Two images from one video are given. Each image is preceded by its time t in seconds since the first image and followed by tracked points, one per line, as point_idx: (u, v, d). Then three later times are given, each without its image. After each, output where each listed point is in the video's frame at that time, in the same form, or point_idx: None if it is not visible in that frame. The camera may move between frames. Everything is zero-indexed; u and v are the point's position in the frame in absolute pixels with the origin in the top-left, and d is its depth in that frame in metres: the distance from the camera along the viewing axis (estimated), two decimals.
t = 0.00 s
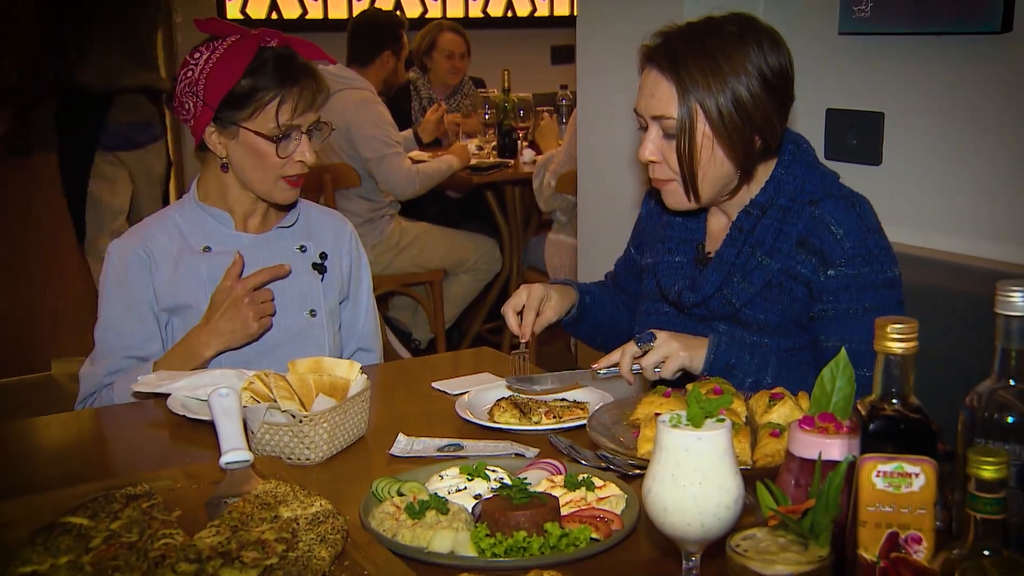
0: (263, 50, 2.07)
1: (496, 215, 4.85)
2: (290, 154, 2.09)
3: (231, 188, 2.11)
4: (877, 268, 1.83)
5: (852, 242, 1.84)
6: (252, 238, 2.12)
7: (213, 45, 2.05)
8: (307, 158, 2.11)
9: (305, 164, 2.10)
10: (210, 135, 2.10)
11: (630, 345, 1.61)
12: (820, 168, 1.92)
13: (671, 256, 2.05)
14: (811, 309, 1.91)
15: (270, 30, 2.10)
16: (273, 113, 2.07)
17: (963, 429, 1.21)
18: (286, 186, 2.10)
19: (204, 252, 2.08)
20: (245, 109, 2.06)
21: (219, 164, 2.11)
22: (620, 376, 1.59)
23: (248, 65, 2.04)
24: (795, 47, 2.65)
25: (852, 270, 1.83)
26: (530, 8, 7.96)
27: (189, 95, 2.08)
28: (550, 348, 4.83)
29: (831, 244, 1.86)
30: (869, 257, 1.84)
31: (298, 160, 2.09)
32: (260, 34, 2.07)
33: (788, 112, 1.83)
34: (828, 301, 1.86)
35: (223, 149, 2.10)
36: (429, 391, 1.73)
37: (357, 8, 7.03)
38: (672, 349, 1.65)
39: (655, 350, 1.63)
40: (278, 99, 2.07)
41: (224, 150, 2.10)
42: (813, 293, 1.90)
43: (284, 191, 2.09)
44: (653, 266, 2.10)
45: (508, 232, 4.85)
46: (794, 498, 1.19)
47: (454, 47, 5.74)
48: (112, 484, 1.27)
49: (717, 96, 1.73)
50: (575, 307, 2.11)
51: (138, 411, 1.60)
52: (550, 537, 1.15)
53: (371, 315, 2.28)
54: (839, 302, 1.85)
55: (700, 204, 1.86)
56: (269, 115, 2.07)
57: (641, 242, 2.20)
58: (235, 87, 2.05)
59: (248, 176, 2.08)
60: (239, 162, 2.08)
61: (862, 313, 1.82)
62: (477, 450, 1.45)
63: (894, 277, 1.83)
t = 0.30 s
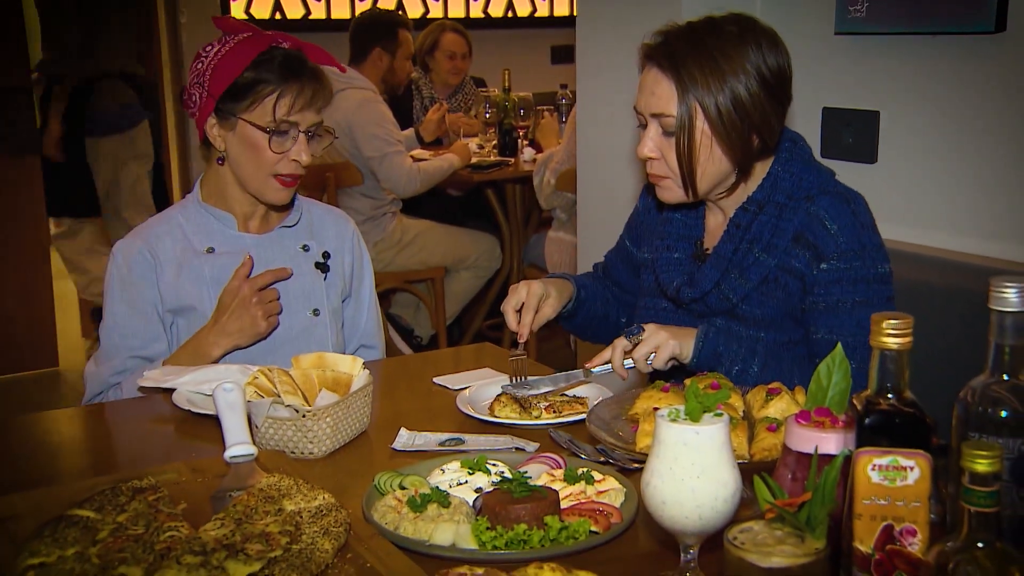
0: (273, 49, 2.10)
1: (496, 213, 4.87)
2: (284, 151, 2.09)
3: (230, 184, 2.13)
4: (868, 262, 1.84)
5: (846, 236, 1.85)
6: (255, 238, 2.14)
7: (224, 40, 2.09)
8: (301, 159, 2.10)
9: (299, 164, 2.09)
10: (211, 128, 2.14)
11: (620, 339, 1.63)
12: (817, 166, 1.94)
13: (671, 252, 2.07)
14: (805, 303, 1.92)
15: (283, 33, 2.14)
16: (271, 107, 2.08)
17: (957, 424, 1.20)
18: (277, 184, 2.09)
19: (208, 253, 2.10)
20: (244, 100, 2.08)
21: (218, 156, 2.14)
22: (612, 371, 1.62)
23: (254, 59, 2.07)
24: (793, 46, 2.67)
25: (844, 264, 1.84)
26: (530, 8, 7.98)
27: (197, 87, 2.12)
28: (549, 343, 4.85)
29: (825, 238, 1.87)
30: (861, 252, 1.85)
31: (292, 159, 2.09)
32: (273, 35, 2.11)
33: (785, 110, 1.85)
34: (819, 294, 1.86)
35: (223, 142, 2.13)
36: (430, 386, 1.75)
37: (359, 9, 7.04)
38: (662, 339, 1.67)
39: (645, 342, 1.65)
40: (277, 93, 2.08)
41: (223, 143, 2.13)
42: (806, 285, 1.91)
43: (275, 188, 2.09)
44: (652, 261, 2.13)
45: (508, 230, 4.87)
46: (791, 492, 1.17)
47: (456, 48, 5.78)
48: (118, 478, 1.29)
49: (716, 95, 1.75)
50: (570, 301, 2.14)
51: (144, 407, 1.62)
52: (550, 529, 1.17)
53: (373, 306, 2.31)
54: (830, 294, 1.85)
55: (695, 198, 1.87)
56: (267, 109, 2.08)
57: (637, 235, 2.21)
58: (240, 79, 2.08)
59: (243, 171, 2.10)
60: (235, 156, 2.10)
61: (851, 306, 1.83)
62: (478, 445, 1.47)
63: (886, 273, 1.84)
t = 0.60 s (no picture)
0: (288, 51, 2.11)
1: (497, 213, 4.88)
2: (297, 152, 2.10)
3: (241, 185, 2.14)
4: (857, 257, 1.86)
5: (837, 232, 1.87)
6: (262, 239, 2.16)
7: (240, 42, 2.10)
8: (313, 159, 2.12)
9: (311, 164, 2.11)
10: (223, 126, 2.14)
11: (612, 337, 1.65)
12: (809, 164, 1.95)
13: (665, 251, 2.10)
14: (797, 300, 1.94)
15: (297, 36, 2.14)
16: (286, 107, 2.09)
17: (952, 422, 1.19)
18: (289, 184, 2.11)
19: (214, 254, 2.11)
20: (258, 101, 2.09)
21: (230, 156, 2.15)
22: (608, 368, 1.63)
23: (269, 60, 2.08)
24: (794, 45, 2.68)
25: (835, 259, 1.86)
26: (530, 11, 8.00)
27: (210, 88, 2.11)
28: (549, 342, 4.86)
29: (816, 234, 1.89)
30: (852, 247, 1.86)
31: (304, 160, 2.11)
32: (287, 38, 2.11)
33: (778, 111, 1.87)
34: (810, 289, 1.88)
35: (235, 142, 2.14)
36: (432, 383, 1.77)
37: (361, 11, 7.06)
38: (653, 333, 1.69)
39: (638, 338, 1.67)
40: (292, 95, 2.10)
41: (236, 143, 2.14)
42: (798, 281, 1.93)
43: (288, 188, 2.11)
44: (648, 260, 2.15)
45: (509, 229, 4.89)
46: (787, 488, 1.18)
47: (456, 52, 5.78)
48: (124, 473, 1.31)
49: (709, 96, 1.76)
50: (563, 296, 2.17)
51: (148, 405, 1.64)
52: (550, 525, 1.18)
53: (377, 314, 2.32)
54: (819, 289, 1.87)
55: (695, 205, 1.89)
56: (281, 109, 2.10)
57: (629, 231, 2.24)
58: (254, 80, 2.08)
59: (256, 170, 2.11)
60: (249, 158, 2.12)
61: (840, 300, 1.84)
62: (478, 441, 1.48)
63: (876, 270, 1.86)
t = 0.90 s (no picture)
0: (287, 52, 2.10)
1: (497, 213, 4.90)
2: (323, 153, 2.13)
3: (262, 191, 2.16)
4: (850, 257, 1.87)
5: (830, 232, 1.88)
6: (283, 242, 2.17)
7: (240, 51, 2.09)
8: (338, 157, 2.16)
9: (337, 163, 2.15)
10: (240, 139, 2.14)
11: (607, 336, 1.66)
12: (804, 164, 1.97)
13: (662, 252, 2.10)
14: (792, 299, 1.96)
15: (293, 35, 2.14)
16: (305, 113, 2.11)
17: (947, 420, 1.20)
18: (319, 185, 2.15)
19: (236, 255, 2.13)
20: (278, 111, 2.10)
21: (251, 167, 2.15)
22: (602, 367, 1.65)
23: (277, 67, 2.08)
24: (792, 46, 2.70)
25: (827, 259, 1.87)
26: (530, 14, 8.02)
27: (219, 102, 2.11)
28: (549, 341, 4.87)
29: (809, 234, 1.90)
30: (845, 247, 1.87)
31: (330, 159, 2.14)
32: (285, 39, 2.11)
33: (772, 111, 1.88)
34: (803, 289, 1.90)
35: (255, 152, 2.14)
36: (432, 382, 1.78)
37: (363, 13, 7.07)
38: (646, 333, 1.71)
39: (631, 338, 1.69)
40: (308, 99, 2.11)
41: (255, 153, 2.14)
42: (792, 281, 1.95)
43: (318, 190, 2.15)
44: (645, 259, 2.17)
45: (509, 230, 4.91)
46: (785, 486, 1.19)
47: (456, 57, 5.78)
48: (129, 471, 1.33)
49: (704, 99, 1.78)
50: (568, 294, 2.19)
51: (152, 404, 1.67)
52: (550, 523, 1.20)
53: (390, 315, 2.34)
54: (813, 288, 1.88)
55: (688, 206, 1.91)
56: (301, 115, 2.11)
57: (624, 228, 2.25)
58: (267, 89, 2.09)
59: (282, 180, 2.13)
60: (273, 167, 2.12)
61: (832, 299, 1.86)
62: (479, 439, 1.50)
63: (870, 270, 1.87)
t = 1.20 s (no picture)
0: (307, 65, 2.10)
1: (497, 213, 4.90)
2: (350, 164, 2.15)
3: (285, 201, 2.17)
4: (848, 256, 1.87)
5: (828, 232, 1.89)
6: (303, 248, 2.20)
7: (259, 66, 2.08)
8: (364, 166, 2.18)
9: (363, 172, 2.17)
10: (266, 155, 2.14)
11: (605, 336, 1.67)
12: (804, 165, 1.98)
13: (662, 252, 2.12)
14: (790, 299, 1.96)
15: (307, 44, 2.13)
16: (331, 127, 2.12)
17: (944, 418, 1.20)
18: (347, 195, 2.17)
19: (255, 258, 2.15)
20: (304, 126, 2.11)
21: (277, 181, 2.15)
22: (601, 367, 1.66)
23: (300, 82, 2.08)
24: (792, 47, 2.70)
25: (826, 259, 1.88)
26: (530, 15, 8.04)
27: (240, 118, 2.12)
28: (549, 340, 4.88)
29: (808, 235, 1.91)
30: (843, 247, 1.88)
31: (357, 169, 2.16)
32: (302, 49, 2.10)
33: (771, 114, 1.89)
34: (801, 288, 1.91)
35: (280, 166, 2.14)
36: (433, 381, 1.80)
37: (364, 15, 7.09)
38: (645, 333, 1.72)
39: (631, 338, 1.70)
40: (333, 114, 2.12)
41: (280, 167, 2.14)
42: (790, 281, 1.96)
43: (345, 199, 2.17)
44: (645, 258, 2.18)
45: (509, 230, 4.92)
46: (783, 484, 1.17)
47: (456, 58, 5.82)
48: (132, 471, 1.35)
49: (703, 100, 1.79)
50: (569, 292, 2.21)
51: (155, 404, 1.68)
52: (549, 521, 1.20)
53: (400, 316, 2.38)
54: (810, 288, 1.89)
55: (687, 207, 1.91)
56: (327, 129, 2.12)
57: (624, 228, 2.27)
58: (291, 105, 2.09)
59: (308, 191, 2.14)
60: (299, 180, 2.13)
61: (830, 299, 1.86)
62: (480, 438, 1.51)
63: (866, 269, 1.87)
